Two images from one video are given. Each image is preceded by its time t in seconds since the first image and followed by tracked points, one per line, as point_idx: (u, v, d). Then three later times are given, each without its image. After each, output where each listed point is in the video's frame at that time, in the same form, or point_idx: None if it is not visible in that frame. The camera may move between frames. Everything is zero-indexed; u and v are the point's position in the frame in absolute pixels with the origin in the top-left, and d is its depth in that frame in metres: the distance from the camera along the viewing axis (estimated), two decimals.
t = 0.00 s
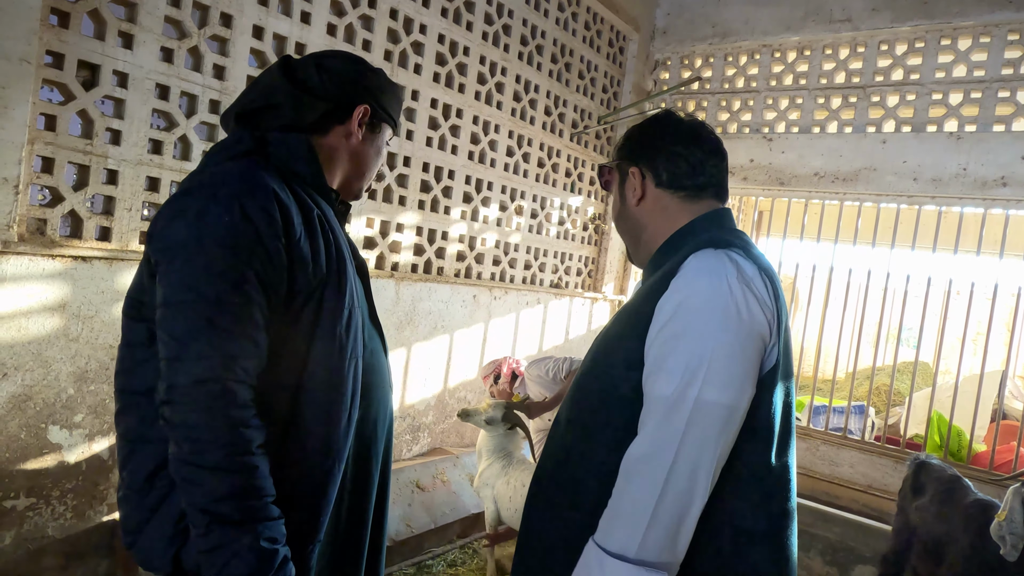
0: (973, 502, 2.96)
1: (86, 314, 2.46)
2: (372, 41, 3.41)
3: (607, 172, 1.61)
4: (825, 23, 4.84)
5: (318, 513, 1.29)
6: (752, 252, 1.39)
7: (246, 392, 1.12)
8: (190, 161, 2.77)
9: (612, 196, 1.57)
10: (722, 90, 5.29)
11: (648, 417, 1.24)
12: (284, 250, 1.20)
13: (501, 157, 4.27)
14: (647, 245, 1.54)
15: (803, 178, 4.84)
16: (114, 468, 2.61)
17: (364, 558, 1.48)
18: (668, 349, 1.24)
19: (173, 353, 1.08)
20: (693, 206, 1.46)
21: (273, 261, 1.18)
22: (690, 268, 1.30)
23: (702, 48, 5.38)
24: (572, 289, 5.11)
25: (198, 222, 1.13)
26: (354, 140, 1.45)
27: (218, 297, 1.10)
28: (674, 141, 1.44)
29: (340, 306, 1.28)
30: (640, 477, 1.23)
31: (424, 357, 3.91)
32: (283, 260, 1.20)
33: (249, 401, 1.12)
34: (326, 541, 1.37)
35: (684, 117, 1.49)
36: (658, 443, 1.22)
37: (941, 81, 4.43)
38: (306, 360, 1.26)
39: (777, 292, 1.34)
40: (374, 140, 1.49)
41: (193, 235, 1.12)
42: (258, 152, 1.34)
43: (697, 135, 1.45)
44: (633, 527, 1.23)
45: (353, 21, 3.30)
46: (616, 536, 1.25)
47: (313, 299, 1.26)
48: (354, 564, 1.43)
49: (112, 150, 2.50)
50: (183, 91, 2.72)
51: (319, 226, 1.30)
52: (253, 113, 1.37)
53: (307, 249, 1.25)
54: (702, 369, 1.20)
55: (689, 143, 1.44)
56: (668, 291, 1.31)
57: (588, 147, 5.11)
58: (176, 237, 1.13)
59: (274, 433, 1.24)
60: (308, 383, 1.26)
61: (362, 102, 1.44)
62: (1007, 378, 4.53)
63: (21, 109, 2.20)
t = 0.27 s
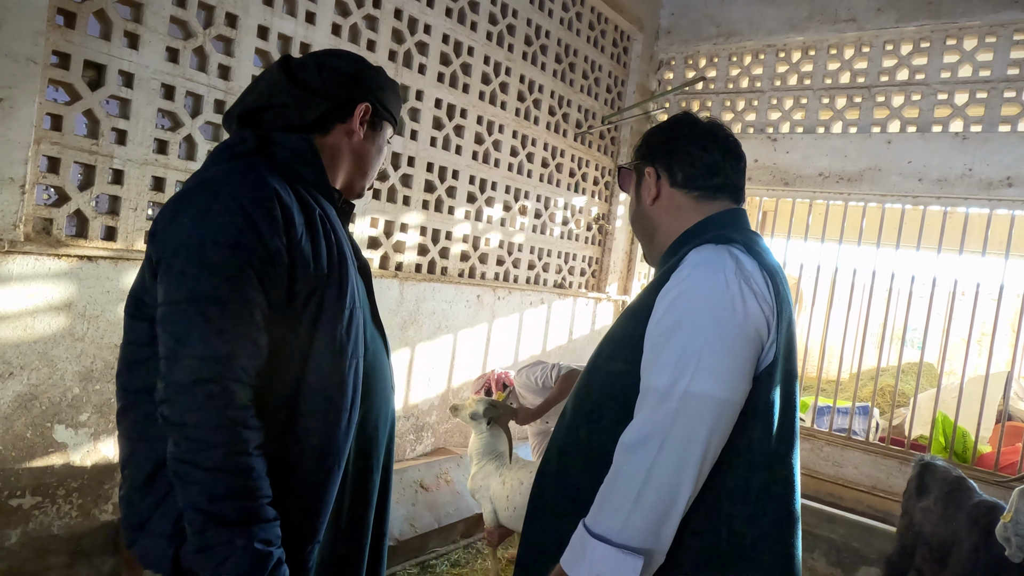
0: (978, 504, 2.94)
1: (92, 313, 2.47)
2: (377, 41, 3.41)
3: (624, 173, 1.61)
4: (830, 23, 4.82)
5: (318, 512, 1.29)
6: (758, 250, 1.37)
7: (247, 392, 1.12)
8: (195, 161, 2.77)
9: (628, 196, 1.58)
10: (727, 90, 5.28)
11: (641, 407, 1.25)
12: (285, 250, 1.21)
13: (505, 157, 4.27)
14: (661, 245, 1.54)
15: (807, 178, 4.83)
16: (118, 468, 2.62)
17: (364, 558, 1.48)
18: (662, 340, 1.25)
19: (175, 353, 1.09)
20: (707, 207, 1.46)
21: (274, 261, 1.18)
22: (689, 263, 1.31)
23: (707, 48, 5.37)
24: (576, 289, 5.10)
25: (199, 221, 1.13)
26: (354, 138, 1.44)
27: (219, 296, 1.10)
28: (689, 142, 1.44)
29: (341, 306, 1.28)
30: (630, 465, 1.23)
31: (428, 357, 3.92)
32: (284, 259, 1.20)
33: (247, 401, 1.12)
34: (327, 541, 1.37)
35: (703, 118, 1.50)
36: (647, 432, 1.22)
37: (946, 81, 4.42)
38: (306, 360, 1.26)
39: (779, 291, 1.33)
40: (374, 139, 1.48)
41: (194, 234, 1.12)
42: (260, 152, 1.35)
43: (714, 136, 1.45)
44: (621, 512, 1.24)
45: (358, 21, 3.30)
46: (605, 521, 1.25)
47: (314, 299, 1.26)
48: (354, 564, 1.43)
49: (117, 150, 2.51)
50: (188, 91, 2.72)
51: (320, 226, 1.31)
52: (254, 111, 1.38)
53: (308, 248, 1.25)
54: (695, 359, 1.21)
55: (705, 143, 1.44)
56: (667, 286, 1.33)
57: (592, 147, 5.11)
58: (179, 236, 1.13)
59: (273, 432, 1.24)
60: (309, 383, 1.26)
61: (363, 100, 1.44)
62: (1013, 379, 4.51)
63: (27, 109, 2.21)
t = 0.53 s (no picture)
0: (983, 505, 2.93)
1: (96, 312, 2.47)
2: (381, 40, 3.41)
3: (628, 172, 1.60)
4: (835, 22, 4.80)
5: (319, 509, 1.29)
6: (768, 251, 1.37)
7: (249, 389, 1.12)
8: (199, 160, 2.78)
9: (634, 195, 1.57)
10: (731, 90, 5.27)
11: (661, 412, 1.25)
12: (288, 248, 1.21)
13: (508, 157, 4.27)
14: (669, 244, 1.53)
15: (812, 178, 4.82)
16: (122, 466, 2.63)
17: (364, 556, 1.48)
18: (681, 344, 1.25)
19: (178, 351, 1.09)
20: (717, 207, 1.45)
21: (277, 259, 1.18)
22: (704, 266, 1.31)
23: (711, 48, 5.36)
24: (579, 289, 5.10)
25: (202, 218, 1.13)
26: (357, 137, 1.44)
27: (221, 292, 1.10)
28: (699, 141, 1.43)
29: (344, 304, 1.28)
30: (654, 471, 1.23)
31: (431, 356, 3.92)
32: (287, 257, 1.20)
33: (248, 399, 1.12)
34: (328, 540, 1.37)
35: (710, 116, 1.49)
36: (670, 437, 1.22)
37: (952, 80, 4.40)
38: (308, 358, 1.26)
39: (794, 292, 1.33)
40: (377, 139, 1.49)
41: (196, 231, 1.12)
42: (264, 150, 1.35)
43: (723, 136, 1.45)
44: (646, 518, 1.23)
45: (362, 21, 3.30)
46: (632, 528, 1.25)
47: (317, 297, 1.26)
48: (355, 561, 1.43)
49: (122, 149, 2.52)
50: (193, 91, 2.73)
51: (323, 224, 1.30)
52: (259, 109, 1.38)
53: (311, 246, 1.25)
54: (715, 363, 1.21)
55: (714, 141, 1.43)
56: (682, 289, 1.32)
57: (596, 147, 5.10)
58: (182, 233, 1.13)
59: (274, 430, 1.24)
60: (311, 382, 1.26)
61: (367, 100, 1.44)
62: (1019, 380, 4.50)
63: (32, 108, 2.21)
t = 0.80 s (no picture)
0: (989, 506, 2.91)
1: (103, 311, 2.48)
2: (385, 40, 3.41)
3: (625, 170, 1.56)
4: (841, 20, 4.78)
5: (322, 505, 1.30)
6: (784, 249, 1.35)
7: (251, 386, 1.13)
8: (204, 159, 2.78)
9: (634, 193, 1.52)
10: (736, 89, 5.26)
11: (701, 425, 1.20)
12: (291, 245, 1.21)
13: (513, 156, 4.27)
14: (674, 243, 1.50)
15: (817, 177, 4.80)
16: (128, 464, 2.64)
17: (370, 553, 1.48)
18: (720, 354, 1.19)
19: (181, 349, 1.09)
20: (723, 205, 1.43)
21: (280, 256, 1.18)
22: (735, 269, 1.26)
23: (716, 47, 5.34)
24: (584, 288, 5.10)
25: (206, 215, 1.14)
26: (362, 139, 1.45)
27: (224, 289, 1.10)
28: (703, 138, 1.40)
29: (347, 302, 1.29)
30: (697, 488, 1.18)
31: (436, 355, 3.92)
32: (290, 254, 1.20)
33: (251, 396, 1.13)
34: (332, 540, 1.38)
35: (710, 111, 1.46)
36: (715, 452, 1.17)
37: (958, 79, 4.38)
38: (311, 356, 1.26)
39: (820, 292, 1.31)
40: (383, 142, 1.49)
41: (199, 228, 1.13)
42: (267, 149, 1.35)
43: (726, 131, 1.42)
44: (691, 535, 1.19)
45: (366, 20, 3.31)
46: (678, 547, 1.20)
47: (320, 295, 1.27)
48: (361, 558, 1.43)
49: (128, 148, 2.53)
50: (198, 90, 2.73)
51: (326, 221, 1.31)
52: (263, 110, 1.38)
53: (315, 243, 1.25)
54: (760, 373, 1.16)
55: (719, 138, 1.40)
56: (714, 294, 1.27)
57: (601, 146, 5.09)
58: (185, 232, 1.13)
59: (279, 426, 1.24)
60: (313, 379, 1.26)
61: (372, 101, 1.44)
62: None
63: (39, 108, 2.22)
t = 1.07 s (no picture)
0: (994, 506, 2.90)
1: (107, 310, 2.49)
2: (389, 39, 3.41)
3: (637, 169, 1.53)
4: (845, 19, 4.77)
5: (327, 503, 1.29)
6: (806, 253, 1.35)
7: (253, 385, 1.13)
8: (209, 159, 2.79)
9: (646, 192, 1.50)
10: (740, 88, 5.25)
11: (743, 443, 1.19)
12: (287, 242, 1.21)
13: (516, 156, 4.27)
14: (688, 243, 1.47)
15: (821, 177, 4.79)
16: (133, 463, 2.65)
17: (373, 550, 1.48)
18: (761, 370, 1.19)
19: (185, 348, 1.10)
20: (738, 203, 1.41)
21: (277, 252, 1.19)
22: (769, 282, 1.25)
23: (719, 46, 5.34)
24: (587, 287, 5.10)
25: (204, 212, 1.15)
26: (340, 125, 1.42)
27: (220, 285, 1.11)
28: (718, 134, 1.38)
29: (347, 299, 1.29)
30: (740, 506, 1.18)
31: (439, 354, 3.93)
32: (287, 250, 1.21)
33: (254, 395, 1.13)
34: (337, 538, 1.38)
35: (723, 107, 1.44)
36: (758, 470, 1.17)
37: (963, 78, 4.37)
38: (312, 353, 1.27)
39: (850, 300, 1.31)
40: (364, 116, 1.42)
41: (197, 225, 1.13)
42: (268, 149, 1.35)
43: (739, 127, 1.40)
44: (735, 556, 1.18)
45: (370, 20, 3.31)
46: (720, 568, 1.19)
47: (320, 292, 1.27)
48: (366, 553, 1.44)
49: (133, 148, 2.53)
50: (202, 90, 2.74)
51: (325, 219, 1.31)
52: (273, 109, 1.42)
53: (313, 240, 1.26)
54: (801, 390, 1.17)
55: (734, 135, 1.38)
56: (747, 308, 1.26)
57: (604, 146, 5.09)
58: (182, 229, 1.14)
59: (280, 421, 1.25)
60: (313, 376, 1.26)
61: (332, 88, 1.41)
62: None
63: (44, 108, 2.23)
